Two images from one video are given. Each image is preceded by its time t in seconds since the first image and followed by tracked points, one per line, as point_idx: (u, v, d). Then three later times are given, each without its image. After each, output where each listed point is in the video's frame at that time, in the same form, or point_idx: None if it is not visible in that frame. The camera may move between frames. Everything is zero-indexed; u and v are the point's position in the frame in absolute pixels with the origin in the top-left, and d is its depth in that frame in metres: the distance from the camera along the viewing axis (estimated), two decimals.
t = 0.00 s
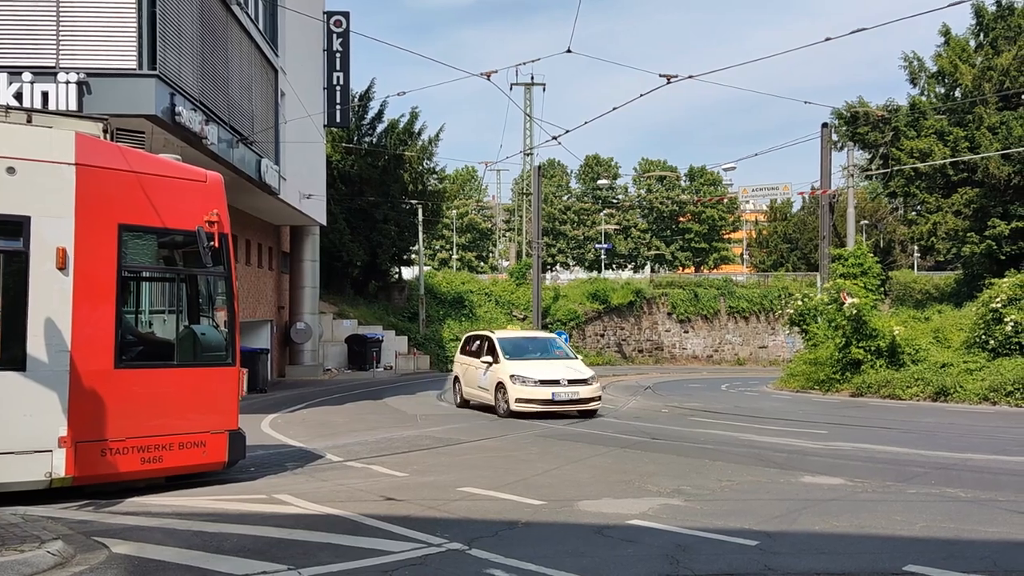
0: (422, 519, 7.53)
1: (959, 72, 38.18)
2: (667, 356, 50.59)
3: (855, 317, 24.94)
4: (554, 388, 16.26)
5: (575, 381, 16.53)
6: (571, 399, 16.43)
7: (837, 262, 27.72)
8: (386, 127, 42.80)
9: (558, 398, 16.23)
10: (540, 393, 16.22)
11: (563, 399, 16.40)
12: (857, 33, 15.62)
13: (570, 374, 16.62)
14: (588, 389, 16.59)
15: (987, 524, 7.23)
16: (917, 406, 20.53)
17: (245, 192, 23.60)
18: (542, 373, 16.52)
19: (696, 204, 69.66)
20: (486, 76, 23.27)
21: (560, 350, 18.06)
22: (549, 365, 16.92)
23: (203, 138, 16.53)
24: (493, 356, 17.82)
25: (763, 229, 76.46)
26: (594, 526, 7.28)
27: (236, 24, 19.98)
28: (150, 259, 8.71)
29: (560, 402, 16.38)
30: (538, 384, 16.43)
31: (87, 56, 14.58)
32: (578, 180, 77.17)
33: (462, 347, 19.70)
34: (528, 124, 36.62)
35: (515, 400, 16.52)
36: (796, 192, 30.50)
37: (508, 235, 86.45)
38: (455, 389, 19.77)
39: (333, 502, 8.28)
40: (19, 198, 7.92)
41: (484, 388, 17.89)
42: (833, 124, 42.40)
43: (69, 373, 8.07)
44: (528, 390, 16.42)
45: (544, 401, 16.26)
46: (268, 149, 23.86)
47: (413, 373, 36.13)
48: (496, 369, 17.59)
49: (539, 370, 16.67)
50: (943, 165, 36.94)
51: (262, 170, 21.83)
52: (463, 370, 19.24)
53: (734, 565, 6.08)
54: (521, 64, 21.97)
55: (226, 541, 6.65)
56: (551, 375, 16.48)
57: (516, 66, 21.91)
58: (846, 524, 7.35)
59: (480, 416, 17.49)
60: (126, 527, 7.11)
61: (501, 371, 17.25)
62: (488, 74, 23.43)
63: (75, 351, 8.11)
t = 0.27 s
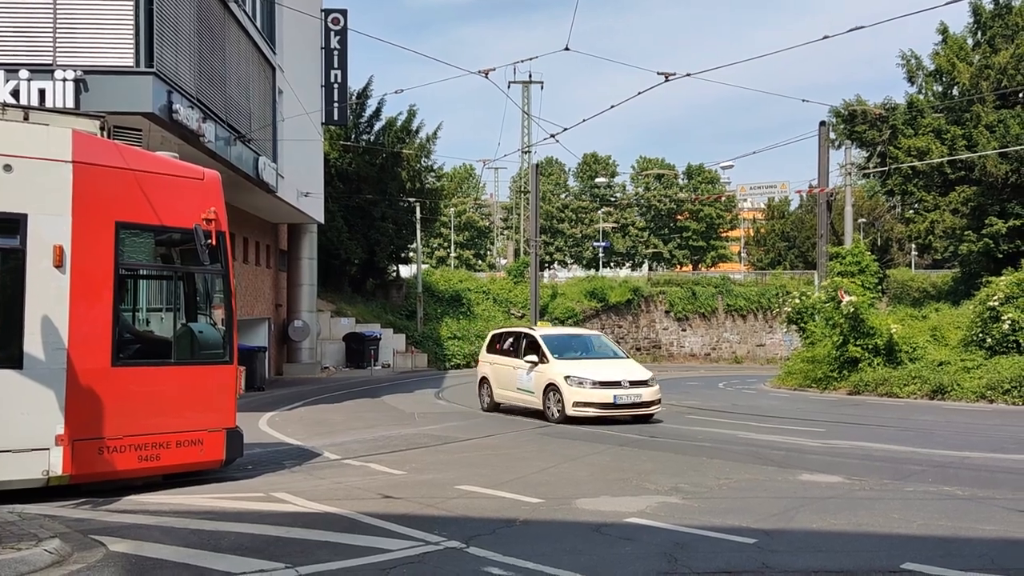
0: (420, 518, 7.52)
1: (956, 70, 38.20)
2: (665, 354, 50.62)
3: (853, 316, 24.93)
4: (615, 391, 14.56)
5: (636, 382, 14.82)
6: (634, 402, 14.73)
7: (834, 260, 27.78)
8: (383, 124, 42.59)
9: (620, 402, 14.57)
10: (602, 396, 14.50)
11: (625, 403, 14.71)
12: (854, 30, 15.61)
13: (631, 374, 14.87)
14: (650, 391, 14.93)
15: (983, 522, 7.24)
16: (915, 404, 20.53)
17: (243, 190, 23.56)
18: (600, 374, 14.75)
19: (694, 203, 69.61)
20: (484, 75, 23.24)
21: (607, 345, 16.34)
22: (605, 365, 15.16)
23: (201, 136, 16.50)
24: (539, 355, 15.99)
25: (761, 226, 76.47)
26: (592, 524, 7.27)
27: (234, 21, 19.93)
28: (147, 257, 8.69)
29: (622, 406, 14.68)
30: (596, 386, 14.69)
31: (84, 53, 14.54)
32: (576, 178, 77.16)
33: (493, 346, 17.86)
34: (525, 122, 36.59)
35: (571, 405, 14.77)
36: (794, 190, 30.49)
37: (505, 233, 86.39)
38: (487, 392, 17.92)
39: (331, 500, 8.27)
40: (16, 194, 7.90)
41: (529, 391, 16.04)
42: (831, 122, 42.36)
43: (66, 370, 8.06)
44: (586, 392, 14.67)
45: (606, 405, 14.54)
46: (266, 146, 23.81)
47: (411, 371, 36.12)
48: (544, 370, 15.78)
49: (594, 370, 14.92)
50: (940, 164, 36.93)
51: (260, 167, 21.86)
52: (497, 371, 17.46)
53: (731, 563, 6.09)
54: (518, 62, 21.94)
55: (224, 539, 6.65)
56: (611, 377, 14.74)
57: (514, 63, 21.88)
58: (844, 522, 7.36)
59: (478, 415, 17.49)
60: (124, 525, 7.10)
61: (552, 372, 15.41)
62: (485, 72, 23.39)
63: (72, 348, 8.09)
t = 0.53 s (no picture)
0: (419, 516, 7.52)
1: (956, 68, 38.21)
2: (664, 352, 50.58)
3: (852, 314, 24.92)
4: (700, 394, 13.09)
5: (719, 385, 13.38)
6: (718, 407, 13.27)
7: (834, 258, 27.80)
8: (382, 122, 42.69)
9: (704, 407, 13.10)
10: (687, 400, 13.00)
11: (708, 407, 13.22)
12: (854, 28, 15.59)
13: (711, 376, 13.43)
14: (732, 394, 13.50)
15: (983, 520, 7.23)
16: (914, 402, 20.52)
17: (242, 188, 23.52)
18: (680, 376, 13.27)
19: (694, 201, 69.54)
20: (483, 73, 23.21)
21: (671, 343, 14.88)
22: (679, 364, 13.68)
23: (199, 134, 16.47)
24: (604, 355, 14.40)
25: (760, 225, 76.44)
26: (592, 522, 7.27)
27: (233, 19, 19.88)
28: (146, 255, 8.68)
29: (704, 411, 13.21)
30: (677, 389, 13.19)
31: (82, 50, 14.52)
32: (575, 176, 77.18)
33: (538, 344, 16.23)
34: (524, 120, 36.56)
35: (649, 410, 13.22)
36: (793, 188, 30.46)
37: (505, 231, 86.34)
38: (532, 395, 16.29)
39: (330, 498, 8.26)
40: (15, 192, 7.89)
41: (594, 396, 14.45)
42: (830, 120, 42.30)
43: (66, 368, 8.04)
44: (667, 395, 13.15)
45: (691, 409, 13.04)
46: (265, 144, 23.76)
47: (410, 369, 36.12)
48: (617, 371, 14.07)
49: (672, 371, 13.42)
50: (940, 162, 36.92)
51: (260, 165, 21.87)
52: (544, 371, 15.88)
53: (731, 561, 6.08)
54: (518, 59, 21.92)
55: (223, 537, 6.64)
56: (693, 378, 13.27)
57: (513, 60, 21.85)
58: (844, 520, 7.35)
59: (478, 413, 17.49)
60: (123, 523, 7.10)
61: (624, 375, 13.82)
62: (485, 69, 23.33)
63: (71, 346, 8.08)
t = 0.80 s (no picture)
0: (421, 514, 7.51)
1: (958, 66, 38.21)
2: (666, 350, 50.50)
3: (854, 312, 24.88)
4: (808, 401, 11.96)
5: (824, 388, 12.26)
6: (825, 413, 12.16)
7: (835, 256, 27.83)
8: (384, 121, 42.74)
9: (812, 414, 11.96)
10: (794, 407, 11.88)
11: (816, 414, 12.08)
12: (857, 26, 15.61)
13: (816, 380, 12.30)
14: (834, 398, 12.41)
15: (985, 519, 7.21)
16: (916, 401, 20.51)
17: (242, 186, 23.49)
18: (785, 381, 12.11)
19: (695, 199, 69.44)
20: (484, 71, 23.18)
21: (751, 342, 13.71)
22: (776, 367, 12.54)
23: (200, 131, 16.44)
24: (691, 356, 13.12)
25: (761, 223, 76.40)
26: (593, 520, 7.25)
27: (233, 16, 19.84)
28: (150, 253, 8.67)
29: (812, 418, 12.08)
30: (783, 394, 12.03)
31: (83, 48, 14.49)
32: (576, 174, 77.25)
33: (600, 344, 14.90)
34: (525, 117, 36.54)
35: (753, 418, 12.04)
36: (794, 185, 30.43)
37: (506, 229, 86.30)
38: (593, 398, 14.90)
39: (331, 496, 8.24)
40: (18, 190, 7.88)
41: (678, 400, 13.16)
42: (832, 118, 42.22)
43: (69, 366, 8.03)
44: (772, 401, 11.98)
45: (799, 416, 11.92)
46: (266, 142, 23.73)
47: (411, 368, 36.14)
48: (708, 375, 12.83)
49: (772, 375, 12.26)
50: (942, 160, 36.85)
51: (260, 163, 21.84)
52: (609, 373, 14.55)
53: (733, 560, 6.05)
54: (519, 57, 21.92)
55: (224, 535, 6.63)
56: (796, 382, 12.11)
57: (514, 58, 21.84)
58: (847, 518, 7.33)
59: (479, 411, 17.48)
60: (124, 521, 7.09)
61: (720, 379, 12.54)
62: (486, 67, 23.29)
63: (75, 345, 8.07)
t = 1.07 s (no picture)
0: (422, 514, 7.50)
1: (961, 65, 38.13)
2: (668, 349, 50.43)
3: (857, 311, 24.83)
4: (945, 409, 10.80)
5: (956, 395, 11.10)
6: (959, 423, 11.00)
7: (839, 254, 27.81)
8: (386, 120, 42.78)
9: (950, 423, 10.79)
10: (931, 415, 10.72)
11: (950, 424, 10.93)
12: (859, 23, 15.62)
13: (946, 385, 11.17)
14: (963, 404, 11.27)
15: (989, 519, 7.18)
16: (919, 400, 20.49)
17: (244, 185, 23.47)
18: (915, 384, 10.97)
19: (698, 198, 69.39)
20: (486, 70, 23.14)
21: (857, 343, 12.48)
22: (899, 371, 11.38)
23: (202, 131, 16.43)
24: (801, 357, 11.87)
25: (765, 222, 76.31)
26: (595, 521, 7.22)
27: (235, 15, 19.82)
28: (159, 253, 8.65)
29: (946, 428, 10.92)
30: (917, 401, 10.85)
31: (84, 47, 14.48)
32: (579, 173, 77.28)
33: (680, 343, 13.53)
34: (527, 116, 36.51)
35: (884, 428, 10.82)
36: (797, 184, 30.37)
37: (509, 229, 86.33)
38: (672, 401, 13.57)
39: (332, 496, 8.23)
40: (28, 190, 7.87)
41: (786, 407, 11.85)
42: (835, 117, 42.10)
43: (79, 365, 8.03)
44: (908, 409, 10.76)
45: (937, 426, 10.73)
46: (268, 142, 23.70)
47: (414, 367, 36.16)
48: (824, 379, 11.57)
49: (901, 379, 11.05)
50: (945, 159, 36.76)
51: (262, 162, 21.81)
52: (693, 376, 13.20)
53: (735, 561, 6.03)
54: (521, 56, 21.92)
55: (225, 536, 6.61)
56: (929, 388, 10.96)
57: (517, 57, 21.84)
58: (850, 519, 7.30)
59: (481, 410, 17.45)
60: (124, 522, 7.08)
61: (845, 384, 11.22)
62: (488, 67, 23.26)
63: (86, 344, 8.07)
